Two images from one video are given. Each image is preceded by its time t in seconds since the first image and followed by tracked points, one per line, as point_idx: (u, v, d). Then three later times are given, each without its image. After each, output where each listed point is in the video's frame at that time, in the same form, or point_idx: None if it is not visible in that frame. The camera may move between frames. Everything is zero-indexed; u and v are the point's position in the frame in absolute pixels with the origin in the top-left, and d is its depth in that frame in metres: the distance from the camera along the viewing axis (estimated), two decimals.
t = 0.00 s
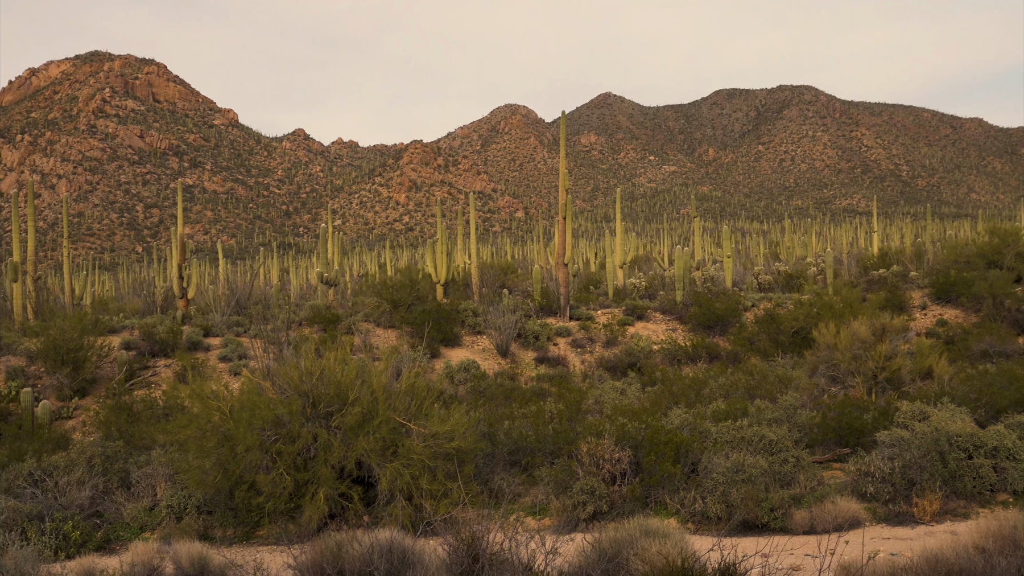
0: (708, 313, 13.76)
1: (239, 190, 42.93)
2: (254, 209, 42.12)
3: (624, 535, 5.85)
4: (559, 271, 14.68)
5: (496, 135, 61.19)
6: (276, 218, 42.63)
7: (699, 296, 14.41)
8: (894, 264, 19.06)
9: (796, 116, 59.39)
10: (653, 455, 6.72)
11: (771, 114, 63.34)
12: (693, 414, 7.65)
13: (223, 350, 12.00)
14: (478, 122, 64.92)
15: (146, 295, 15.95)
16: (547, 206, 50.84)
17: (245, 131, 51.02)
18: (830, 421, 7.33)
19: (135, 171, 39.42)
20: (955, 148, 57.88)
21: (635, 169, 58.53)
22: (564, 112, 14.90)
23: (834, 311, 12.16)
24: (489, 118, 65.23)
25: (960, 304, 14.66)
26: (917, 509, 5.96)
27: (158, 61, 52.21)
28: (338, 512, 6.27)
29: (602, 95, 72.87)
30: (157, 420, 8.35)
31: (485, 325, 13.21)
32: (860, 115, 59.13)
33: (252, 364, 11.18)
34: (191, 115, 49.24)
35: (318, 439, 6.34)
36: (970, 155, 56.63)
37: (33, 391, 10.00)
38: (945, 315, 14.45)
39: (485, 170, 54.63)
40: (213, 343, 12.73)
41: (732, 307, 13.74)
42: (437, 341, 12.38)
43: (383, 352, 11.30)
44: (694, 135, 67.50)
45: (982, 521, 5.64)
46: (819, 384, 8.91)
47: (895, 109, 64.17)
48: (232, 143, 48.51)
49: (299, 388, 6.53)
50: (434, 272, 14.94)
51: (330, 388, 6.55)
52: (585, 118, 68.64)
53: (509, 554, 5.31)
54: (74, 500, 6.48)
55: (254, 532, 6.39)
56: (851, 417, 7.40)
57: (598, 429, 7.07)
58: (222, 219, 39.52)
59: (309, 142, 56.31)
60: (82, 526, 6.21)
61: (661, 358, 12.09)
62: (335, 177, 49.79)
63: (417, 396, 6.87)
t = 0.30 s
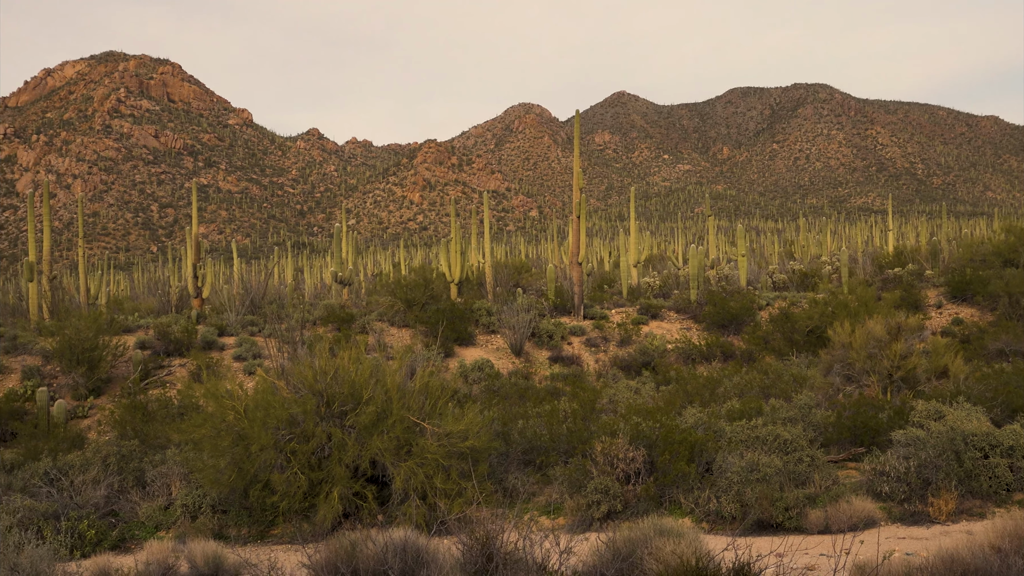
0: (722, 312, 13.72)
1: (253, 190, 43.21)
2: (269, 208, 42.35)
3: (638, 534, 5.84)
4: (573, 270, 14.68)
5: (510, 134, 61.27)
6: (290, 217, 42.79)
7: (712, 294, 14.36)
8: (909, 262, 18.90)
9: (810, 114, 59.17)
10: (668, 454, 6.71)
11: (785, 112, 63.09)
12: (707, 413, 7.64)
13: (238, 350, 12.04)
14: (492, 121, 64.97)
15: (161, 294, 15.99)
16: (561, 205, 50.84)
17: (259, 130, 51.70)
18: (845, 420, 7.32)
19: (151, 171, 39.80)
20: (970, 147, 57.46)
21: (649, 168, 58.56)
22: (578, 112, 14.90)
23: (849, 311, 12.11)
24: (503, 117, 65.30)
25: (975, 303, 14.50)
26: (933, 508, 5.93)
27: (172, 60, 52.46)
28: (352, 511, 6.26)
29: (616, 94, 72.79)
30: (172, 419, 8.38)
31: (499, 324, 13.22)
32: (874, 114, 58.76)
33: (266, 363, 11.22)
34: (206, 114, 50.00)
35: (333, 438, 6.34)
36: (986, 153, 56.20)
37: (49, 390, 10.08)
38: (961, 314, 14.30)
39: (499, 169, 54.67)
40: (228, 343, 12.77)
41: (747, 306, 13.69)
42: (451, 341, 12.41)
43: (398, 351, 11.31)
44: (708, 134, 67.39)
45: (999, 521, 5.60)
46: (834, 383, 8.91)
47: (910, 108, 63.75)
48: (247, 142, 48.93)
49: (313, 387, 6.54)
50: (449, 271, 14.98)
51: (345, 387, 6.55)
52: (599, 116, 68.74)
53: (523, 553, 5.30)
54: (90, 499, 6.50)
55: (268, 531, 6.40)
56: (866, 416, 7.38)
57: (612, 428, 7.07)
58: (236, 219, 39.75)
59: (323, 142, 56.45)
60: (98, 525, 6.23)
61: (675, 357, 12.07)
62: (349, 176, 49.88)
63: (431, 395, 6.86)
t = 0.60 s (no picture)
0: (731, 312, 13.69)
1: (261, 190, 43.33)
2: (277, 208, 42.45)
3: (646, 534, 5.83)
4: (581, 269, 14.68)
5: (518, 134, 61.28)
6: (298, 217, 42.89)
7: (721, 294, 14.34)
8: (917, 261, 18.83)
9: (818, 113, 59.01)
10: (675, 454, 6.69)
11: (793, 111, 62.95)
12: (716, 413, 7.64)
13: (246, 350, 12.06)
14: (500, 121, 64.97)
15: (169, 295, 16.02)
16: (569, 204, 50.79)
17: (267, 131, 51.80)
18: (854, 420, 7.30)
19: (159, 171, 40.14)
20: (979, 145, 57.19)
21: (657, 167, 58.56)
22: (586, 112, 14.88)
23: (857, 310, 12.08)
24: (511, 116, 65.31)
25: (984, 302, 14.44)
26: (941, 508, 5.90)
27: (181, 60, 52.55)
28: (360, 511, 6.27)
29: (624, 94, 72.74)
30: (180, 419, 8.39)
31: (507, 323, 13.23)
32: (883, 112, 58.52)
33: (274, 363, 11.21)
34: (214, 115, 50.15)
35: (340, 438, 6.34)
36: (995, 152, 55.93)
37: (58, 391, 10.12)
38: (970, 313, 14.23)
39: (507, 168, 54.68)
40: (236, 343, 12.79)
41: (755, 305, 13.66)
42: (459, 341, 12.42)
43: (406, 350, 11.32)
44: (716, 133, 67.33)
45: (1009, 521, 5.57)
46: (842, 383, 8.90)
47: (918, 106, 63.45)
48: (255, 143, 49.11)
49: (321, 387, 6.54)
50: (457, 271, 15.00)
51: (352, 387, 6.55)
52: (607, 116, 68.77)
53: (530, 553, 5.30)
54: (98, 499, 6.51)
55: (276, 531, 6.40)
56: (875, 416, 7.35)
57: (620, 428, 7.07)
58: (244, 219, 39.84)
59: (331, 142, 56.51)
60: (106, 524, 6.23)
61: (683, 356, 12.06)
62: (357, 175, 49.91)
63: (438, 395, 6.86)
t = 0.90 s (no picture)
0: (747, 309, 13.65)
1: (277, 188, 43.55)
2: (292, 206, 42.60)
3: (663, 531, 5.84)
4: (596, 266, 14.68)
5: (533, 132, 61.30)
6: (314, 215, 43.05)
7: (737, 291, 14.30)
8: (935, 258, 18.76)
9: (835, 109, 58.75)
10: (692, 451, 6.68)
11: (809, 107, 62.67)
12: (731, 410, 7.64)
13: (263, 347, 12.12)
14: (515, 118, 64.95)
15: (186, 292, 16.10)
16: (585, 201, 50.67)
17: (283, 129, 51.95)
18: (870, 417, 7.27)
19: (176, 169, 40.29)
20: (997, 141, 56.66)
21: (673, 164, 58.50)
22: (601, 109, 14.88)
23: (874, 307, 12.03)
24: (526, 114, 65.27)
25: (1002, 298, 14.35)
26: (959, 506, 5.87)
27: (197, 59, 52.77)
28: (376, 508, 6.28)
29: (640, 91, 72.58)
30: (197, 416, 8.45)
31: (523, 320, 13.24)
32: (900, 108, 58.09)
33: (291, 360, 11.22)
34: (231, 113, 50.37)
35: (357, 435, 6.35)
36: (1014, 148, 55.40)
37: (76, 387, 10.22)
38: (988, 309, 14.13)
39: (522, 166, 54.68)
40: (253, 340, 12.84)
41: (771, 303, 13.61)
42: (475, 338, 12.45)
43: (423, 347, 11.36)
44: (732, 130, 67.14)
45: None
46: (859, 380, 8.88)
47: (935, 102, 62.85)
48: (270, 141, 49.31)
49: (338, 384, 6.55)
50: (472, 268, 15.02)
51: (369, 384, 6.56)
52: (622, 113, 68.75)
53: (547, 549, 5.30)
54: (116, 495, 6.55)
55: (293, 527, 6.42)
56: (892, 413, 7.32)
57: (636, 425, 7.07)
58: (261, 217, 39.95)
59: (346, 140, 56.58)
60: (125, 520, 6.27)
61: (699, 353, 12.03)
62: (373, 173, 50.02)
63: (454, 392, 6.87)
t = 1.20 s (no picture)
0: (762, 307, 13.62)
1: (292, 186, 43.77)
2: (307, 205, 42.74)
3: (677, 530, 5.83)
4: (610, 264, 14.66)
5: (547, 130, 61.28)
6: (329, 214, 43.18)
7: (751, 289, 14.27)
8: (950, 256, 18.68)
9: (850, 107, 58.57)
10: (706, 449, 6.66)
11: (824, 105, 62.44)
12: (746, 409, 7.63)
13: (277, 345, 12.15)
14: (528, 116, 64.94)
15: (201, 291, 16.17)
16: (598, 199, 50.58)
17: (298, 128, 52.10)
18: (886, 415, 7.24)
19: (190, 168, 40.61)
20: (1014, 138, 56.21)
21: (687, 162, 58.47)
22: (615, 107, 14.91)
23: (889, 305, 11.97)
24: (541, 112, 65.22)
25: (1020, 296, 14.24)
26: (975, 505, 5.84)
27: (211, 58, 53.12)
28: (391, 506, 6.27)
29: (654, 88, 72.53)
30: (212, 414, 8.48)
31: (537, 319, 13.24)
32: (915, 106, 57.75)
33: (305, 358, 11.23)
34: (246, 112, 50.70)
35: (371, 434, 6.35)
36: None
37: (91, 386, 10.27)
38: (1005, 307, 14.02)
39: (536, 164, 54.66)
40: (267, 338, 12.86)
41: (785, 300, 13.57)
42: (489, 336, 12.46)
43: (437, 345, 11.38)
44: (747, 127, 66.95)
45: None
46: (875, 378, 8.85)
47: (952, 99, 62.31)
48: (285, 139, 49.46)
49: (352, 382, 6.55)
50: (486, 266, 15.01)
51: (383, 383, 6.56)
52: (636, 111, 68.75)
53: (561, 548, 5.29)
54: (132, 493, 6.58)
55: (308, 525, 6.42)
56: (908, 411, 7.29)
57: (650, 423, 7.07)
58: (276, 216, 40.05)
59: (361, 138, 56.68)
60: (140, 519, 6.29)
61: (714, 352, 12.00)
62: (387, 172, 50.09)
63: (469, 390, 6.86)
